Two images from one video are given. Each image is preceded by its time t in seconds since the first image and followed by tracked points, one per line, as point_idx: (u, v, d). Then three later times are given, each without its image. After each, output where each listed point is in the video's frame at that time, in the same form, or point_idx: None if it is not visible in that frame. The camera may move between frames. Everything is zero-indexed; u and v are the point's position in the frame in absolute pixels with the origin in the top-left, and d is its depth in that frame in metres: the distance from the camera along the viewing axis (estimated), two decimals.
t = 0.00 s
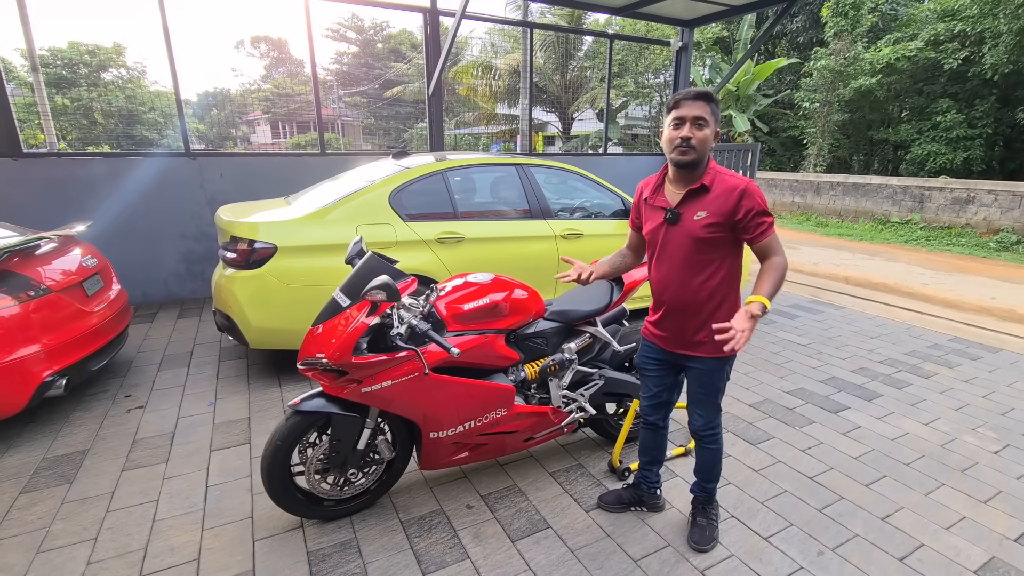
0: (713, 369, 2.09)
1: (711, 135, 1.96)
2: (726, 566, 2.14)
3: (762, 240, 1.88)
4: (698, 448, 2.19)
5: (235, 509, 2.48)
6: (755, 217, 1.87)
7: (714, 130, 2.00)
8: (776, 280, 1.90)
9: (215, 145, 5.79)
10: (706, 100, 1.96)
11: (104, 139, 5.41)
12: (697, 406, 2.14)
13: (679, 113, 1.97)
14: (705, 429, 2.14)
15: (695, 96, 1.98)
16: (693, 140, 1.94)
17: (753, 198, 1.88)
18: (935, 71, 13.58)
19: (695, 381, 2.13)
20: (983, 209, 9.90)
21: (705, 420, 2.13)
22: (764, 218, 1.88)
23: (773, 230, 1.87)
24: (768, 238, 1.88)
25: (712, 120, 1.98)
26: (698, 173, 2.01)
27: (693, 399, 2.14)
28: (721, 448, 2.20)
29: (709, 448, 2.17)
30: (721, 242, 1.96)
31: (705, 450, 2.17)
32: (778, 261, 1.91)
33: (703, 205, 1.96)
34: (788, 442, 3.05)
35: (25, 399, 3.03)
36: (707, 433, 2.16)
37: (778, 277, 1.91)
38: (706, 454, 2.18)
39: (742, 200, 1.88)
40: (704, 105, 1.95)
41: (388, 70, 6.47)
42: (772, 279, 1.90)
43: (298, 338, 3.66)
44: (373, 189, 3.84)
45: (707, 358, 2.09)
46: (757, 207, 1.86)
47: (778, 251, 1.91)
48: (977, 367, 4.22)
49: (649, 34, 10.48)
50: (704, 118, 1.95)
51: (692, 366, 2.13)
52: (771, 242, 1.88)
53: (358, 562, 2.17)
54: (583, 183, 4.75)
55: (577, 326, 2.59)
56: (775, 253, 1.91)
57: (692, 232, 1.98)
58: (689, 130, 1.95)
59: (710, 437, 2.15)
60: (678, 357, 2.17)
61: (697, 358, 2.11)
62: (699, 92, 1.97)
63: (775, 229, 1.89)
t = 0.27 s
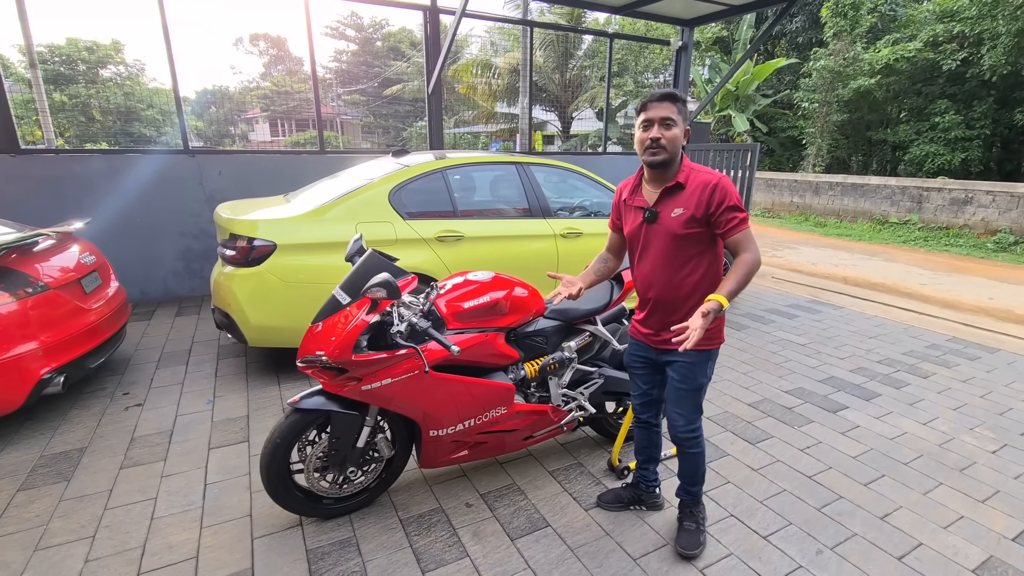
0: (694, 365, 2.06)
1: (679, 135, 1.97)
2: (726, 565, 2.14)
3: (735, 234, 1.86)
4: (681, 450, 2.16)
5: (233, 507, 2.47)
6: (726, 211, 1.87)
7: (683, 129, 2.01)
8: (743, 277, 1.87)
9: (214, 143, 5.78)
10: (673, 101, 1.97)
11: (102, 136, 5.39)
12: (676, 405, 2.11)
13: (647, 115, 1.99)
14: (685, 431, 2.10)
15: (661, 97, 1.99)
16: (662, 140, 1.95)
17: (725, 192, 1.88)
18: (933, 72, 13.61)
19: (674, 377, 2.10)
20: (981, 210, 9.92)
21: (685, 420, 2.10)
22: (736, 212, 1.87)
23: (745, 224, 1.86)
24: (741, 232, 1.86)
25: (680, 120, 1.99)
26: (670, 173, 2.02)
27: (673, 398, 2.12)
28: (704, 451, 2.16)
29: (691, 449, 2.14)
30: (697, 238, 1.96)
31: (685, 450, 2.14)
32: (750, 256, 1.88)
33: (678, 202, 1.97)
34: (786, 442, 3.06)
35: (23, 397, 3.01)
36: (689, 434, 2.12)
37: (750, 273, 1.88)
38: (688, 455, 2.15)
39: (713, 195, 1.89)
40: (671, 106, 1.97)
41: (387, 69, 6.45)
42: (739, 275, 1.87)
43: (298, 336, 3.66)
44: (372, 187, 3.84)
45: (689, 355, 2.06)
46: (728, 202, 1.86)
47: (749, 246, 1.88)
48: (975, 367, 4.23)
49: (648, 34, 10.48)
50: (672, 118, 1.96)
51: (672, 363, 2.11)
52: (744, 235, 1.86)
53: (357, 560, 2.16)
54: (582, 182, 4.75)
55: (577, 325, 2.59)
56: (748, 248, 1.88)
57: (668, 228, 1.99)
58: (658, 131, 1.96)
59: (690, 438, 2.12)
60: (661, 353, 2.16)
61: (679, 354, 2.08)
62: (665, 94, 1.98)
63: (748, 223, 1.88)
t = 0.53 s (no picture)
0: (675, 366, 2.04)
1: (653, 133, 1.95)
2: (726, 562, 2.14)
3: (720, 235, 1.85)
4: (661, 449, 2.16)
5: (233, 505, 2.47)
6: (712, 211, 1.85)
7: (662, 124, 1.96)
8: (723, 280, 1.86)
9: (213, 141, 5.76)
10: (641, 101, 1.96)
11: (101, 134, 5.37)
12: (657, 402, 2.12)
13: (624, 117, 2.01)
14: (664, 429, 2.11)
15: (633, 97, 1.99)
16: (632, 141, 1.97)
17: (711, 192, 1.86)
18: (933, 70, 13.61)
19: (656, 376, 2.10)
20: (979, 208, 9.92)
21: (664, 417, 2.11)
22: (723, 212, 1.84)
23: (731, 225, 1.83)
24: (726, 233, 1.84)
25: (655, 116, 1.95)
26: (655, 170, 2.02)
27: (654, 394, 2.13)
28: (684, 454, 2.14)
29: (670, 449, 2.13)
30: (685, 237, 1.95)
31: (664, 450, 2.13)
32: (734, 259, 1.86)
33: (665, 199, 1.96)
34: (786, 439, 3.06)
35: (21, 395, 3.01)
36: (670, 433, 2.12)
37: (731, 276, 1.86)
38: (666, 456, 2.14)
39: (700, 194, 1.87)
40: (642, 105, 1.96)
41: (387, 67, 6.45)
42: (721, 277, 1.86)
43: (297, 335, 3.65)
44: (372, 185, 3.83)
45: (673, 356, 2.03)
46: (714, 202, 1.84)
47: (734, 248, 1.85)
48: (974, 364, 4.23)
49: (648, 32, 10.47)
50: (641, 118, 1.96)
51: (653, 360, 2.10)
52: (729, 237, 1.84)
53: (357, 558, 2.16)
54: (582, 180, 4.75)
55: (577, 322, 2.59)
56: (732, 251, 1.86)
57: (656, 225, 1.98)
58: (630, 133, 1.99)
59: (669, 437, 2.12)
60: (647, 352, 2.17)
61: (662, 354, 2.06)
62: (634, 94, 1.98)
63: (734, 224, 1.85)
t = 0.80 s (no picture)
0: (670, 366, 2.05)
1: (655, 124, 1.95)
2: (720, 555, 2.15)
3: (703, 227, 1.79)
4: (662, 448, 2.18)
5: (228, 501, 2.46)
6: (698, 203, 1.81)
7: (666, 114, 1.95)
8: (695, 262, 1.78)
9: (207, 136, 5.72)
10: (644, 92, 1.96)
11: (94, 129, 5.33)
12: (659, 401, 2.13)
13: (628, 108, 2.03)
14: (666, 427, 2.12)
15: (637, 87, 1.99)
16: (635, 133, 1.99)
17: (699, 182, 1.82)
18: (930, 64, 13.60)
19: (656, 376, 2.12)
20: (976, 202, 9.94)
21: (666, 416, 2.12)
22: (708, 205, 1.79)
23: (715, 217, 1.77)
24: (710, 225, 1.78)
25: (659, 106, 1.95)
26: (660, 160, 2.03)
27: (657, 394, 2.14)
28: (687, 451, 2.14)
29: (673, 448, 2.13)
30: (676, 229, 1.93)
31: (666, 449, 2.14)
32: (713, 245, 1.77)
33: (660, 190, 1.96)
34: (781, 434, 3.07)
35: (14, 391, 2.99)
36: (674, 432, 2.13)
37: (706, 262, 1.77)
38: (667, 453, 2.15)
39: (689, 185, 1.84)
40: (644, 95, 1.96)
41: (383, 61, 6.42)
42: (694, 259, 1.78)
43: (292, 330, 3.64)
44: (367, 179, 3.81)
45: (665, 352, 2.04)
46: (700, 193, 1.80)
47: (715, 235, 1.77)
48: (969, 358, 4.24)
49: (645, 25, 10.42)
50: (643, 109, 1.96)
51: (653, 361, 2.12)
52: (713, 229, 1.77)
53: (352, 553, 2.16)
54: (578, 174, 4.73)
55: (572, 317, 2.58)
56: (712, 239, 1.77)
57: (649, 216, 1.98)
58: (632, 124, 2.01)
59: (671, 436, 2.13)
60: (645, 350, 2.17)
61: (656, 351, 2.07)
62: (638, 84, 1.98)
63: (719, 214, 1.78)
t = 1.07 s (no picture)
0: (676, 365, 2.06)
1: (667, 120, 1.95)
2: (717, 552, 2.16)
3: (719, 227, 1.78)
4: (666, 445, 2.18)
5: (227, 499, 2.47)
6: (715, 202, 1.80)
7: (678, 110, 1.95)
8: (713, 254, 1.74)
9: (205, 134, 5.71)
10: (656, 87, 1.96)
11: (92, 127, 5.32)
12: (665, 399, 2.14)
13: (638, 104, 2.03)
14: (672, 424, 2.13)
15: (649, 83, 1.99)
16: (646, 128, 1.98)
17: (718, 182, 1.82)
18: (929, 61, 13.61)
19: (662, 374, 2.13)
20: (974, 200, 9.95)
21: (672, 413, 2.13)
22: (726, 204, 1.79)
23: (732, 217, 1.77)
24: (727, 224, 1.77)
25: (672, 103, 1.94)
26: (670, 157, 2.03)
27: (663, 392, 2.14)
28: (691, 448, 2.15)
29: (679, 444, 2.14)
30: (688, 227, 1.92)
31: (672, 445, 2.15)
32: (729, 241, 1.75)
33: (674, 188, 1.96)
34: (779, 430, 3.08)
35: (13, 389, 2.99)
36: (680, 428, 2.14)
37: (722, 258, 1.75)
38: (672, 450, 2.16)
39: (707, 184, 1.83)
40: (656, 91, 1.95)
41: (380, 58, 6.41)
42: (710, 252, 1.74)
43: (290, 328, 3.64)
44: (365, 177, 3.81)
45: (670, 351, 2.05)
46: (719, 193, 1.79)
47: (733, 234, 1.76)
48: (966, 355, 4.26)
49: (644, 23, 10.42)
50: (654, 105, 1.96)
51: (659, 360, 2.12)
52: (730, 229, 1.76)
53: (351, 550, 2.17)
54: (576, 172, 4.73)
55: (570, 314, 2.59)
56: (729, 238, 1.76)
57: (661, 213, 1.97)
58: (643, 119, 2.00)
59: (678, 433, 2.13)
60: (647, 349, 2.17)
61: (661, 350, 2.08)
62: (650, 80, 1.98)
63: (736, 214, 1.78)
